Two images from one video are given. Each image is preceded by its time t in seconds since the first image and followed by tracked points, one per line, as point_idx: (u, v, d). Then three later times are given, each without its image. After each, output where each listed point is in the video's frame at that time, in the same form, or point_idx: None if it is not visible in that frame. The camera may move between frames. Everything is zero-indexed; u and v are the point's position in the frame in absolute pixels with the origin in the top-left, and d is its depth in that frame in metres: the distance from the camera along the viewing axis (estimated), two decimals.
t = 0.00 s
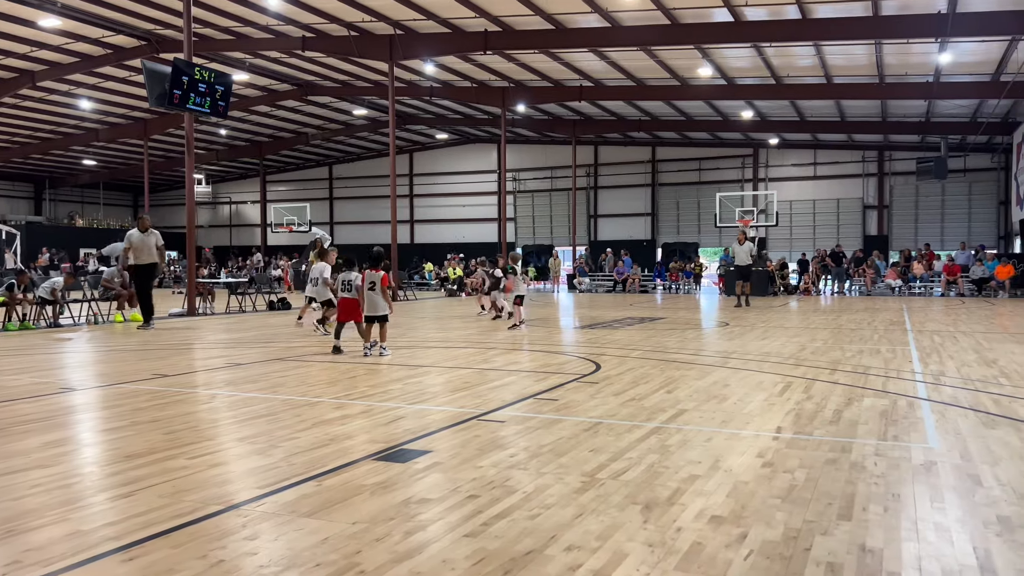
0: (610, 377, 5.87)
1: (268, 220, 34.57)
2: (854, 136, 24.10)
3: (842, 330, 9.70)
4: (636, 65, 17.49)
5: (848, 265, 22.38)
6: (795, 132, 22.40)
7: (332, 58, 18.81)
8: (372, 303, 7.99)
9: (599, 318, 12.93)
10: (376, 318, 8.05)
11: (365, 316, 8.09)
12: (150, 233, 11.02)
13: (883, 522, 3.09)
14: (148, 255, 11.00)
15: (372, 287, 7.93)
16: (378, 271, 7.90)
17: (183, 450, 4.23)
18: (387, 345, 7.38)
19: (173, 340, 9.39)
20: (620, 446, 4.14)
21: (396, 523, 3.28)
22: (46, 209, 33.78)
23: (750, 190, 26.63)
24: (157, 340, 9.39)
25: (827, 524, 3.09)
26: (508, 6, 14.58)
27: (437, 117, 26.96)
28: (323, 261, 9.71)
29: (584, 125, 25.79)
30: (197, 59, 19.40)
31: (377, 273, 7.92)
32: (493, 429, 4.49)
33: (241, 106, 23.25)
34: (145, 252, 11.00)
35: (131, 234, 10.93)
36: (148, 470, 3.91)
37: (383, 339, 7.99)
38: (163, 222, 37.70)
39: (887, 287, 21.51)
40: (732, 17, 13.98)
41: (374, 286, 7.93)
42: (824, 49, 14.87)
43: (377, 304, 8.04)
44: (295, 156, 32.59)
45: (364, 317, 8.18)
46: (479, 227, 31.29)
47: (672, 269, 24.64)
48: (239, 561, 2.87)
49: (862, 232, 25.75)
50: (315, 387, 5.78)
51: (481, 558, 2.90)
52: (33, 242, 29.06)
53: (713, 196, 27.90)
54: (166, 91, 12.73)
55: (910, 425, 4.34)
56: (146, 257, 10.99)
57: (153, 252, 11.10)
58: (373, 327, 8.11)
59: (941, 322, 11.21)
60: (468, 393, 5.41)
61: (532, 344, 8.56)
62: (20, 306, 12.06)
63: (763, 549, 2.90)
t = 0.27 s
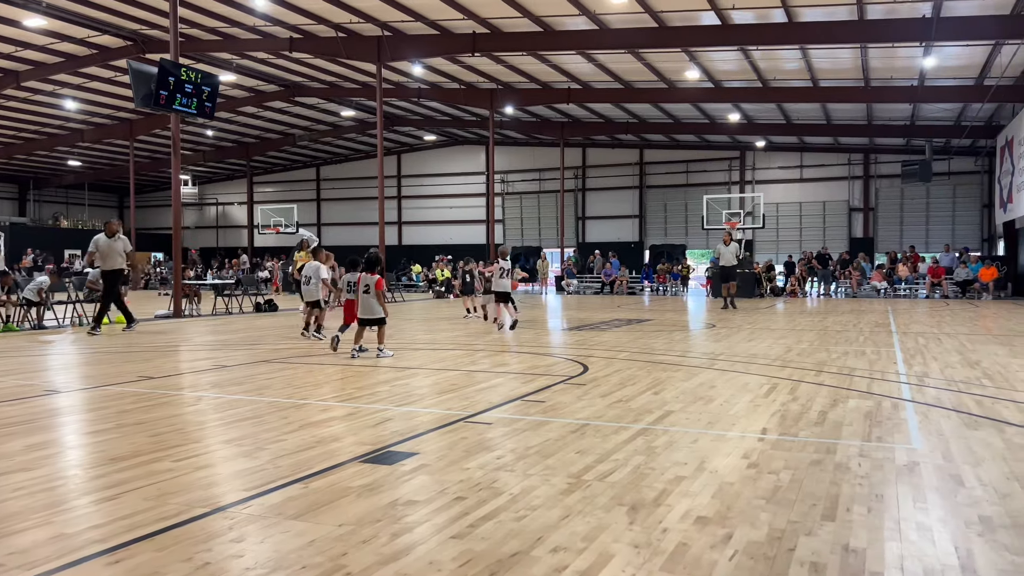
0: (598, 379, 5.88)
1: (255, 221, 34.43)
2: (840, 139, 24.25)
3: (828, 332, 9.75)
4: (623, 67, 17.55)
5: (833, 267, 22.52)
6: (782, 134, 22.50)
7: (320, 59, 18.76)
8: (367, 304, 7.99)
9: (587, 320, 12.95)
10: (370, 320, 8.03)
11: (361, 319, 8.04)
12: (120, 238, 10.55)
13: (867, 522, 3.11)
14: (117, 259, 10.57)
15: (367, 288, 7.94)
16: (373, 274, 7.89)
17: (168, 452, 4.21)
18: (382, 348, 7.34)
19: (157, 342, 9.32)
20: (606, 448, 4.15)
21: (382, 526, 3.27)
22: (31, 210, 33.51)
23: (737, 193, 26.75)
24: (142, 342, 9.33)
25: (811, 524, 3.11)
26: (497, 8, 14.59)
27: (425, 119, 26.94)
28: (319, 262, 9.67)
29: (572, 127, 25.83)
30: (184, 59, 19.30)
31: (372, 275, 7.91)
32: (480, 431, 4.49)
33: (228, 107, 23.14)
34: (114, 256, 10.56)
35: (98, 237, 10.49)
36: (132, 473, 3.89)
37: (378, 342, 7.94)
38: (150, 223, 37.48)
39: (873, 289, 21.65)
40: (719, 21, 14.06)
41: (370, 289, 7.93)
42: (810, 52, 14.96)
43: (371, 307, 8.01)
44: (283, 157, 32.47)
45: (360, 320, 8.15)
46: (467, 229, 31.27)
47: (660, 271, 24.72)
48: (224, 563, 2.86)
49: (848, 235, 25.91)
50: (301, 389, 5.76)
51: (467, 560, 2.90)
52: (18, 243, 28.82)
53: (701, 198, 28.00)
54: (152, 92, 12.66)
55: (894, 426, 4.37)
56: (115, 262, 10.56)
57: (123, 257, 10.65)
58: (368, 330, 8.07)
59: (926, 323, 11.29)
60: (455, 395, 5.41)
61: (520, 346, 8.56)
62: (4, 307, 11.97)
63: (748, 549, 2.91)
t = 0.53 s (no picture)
0: (585, 380, 5.89)
1: (241, 222, 34.29)
2: (825, 142, 24.41)
3: (814, 334, 9.81)
4: (610, 70, 17.60)
5: (819, 270, 22.68)
6: (768, 137, 22.64)
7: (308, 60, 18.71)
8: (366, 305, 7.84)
9: (574, 321, 12.98)
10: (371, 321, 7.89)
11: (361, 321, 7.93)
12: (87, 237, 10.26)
13: (850, 523, 3.13)
14: (81, 258, 10.19)
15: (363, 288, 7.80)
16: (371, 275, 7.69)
17: (154, 455, 4.18)
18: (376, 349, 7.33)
19: (142, 344, 9.25)
20: (593, 449, 4.16)
21: (369, 528, 3.26)
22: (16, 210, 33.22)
23: (724, 195, 26.88)
24: (126, 344, 9.27)
25: (796, 525, 3.13)
26: (485, 10, 14.60)
27: (412, 120, 26.92)
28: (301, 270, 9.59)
29: (560, 129, 25.86)
30: (170, 60, 19.19)
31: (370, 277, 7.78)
32: (467, 433, 4.49)
33: (213, 108, 23.05)
34: (79, 255, 10.18)
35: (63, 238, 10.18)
36: (117, 475, 3.86)
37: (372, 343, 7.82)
38: (136, 224, 37.23)
39: (858, 291, 21.79)
40: (706, 24, 14.12)
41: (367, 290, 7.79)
42: (796, 55, 15.05)
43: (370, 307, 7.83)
44: (270, 158, 32.34)
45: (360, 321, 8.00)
46: (455, 231, 31.24)
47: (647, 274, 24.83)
48: (210, 566, 2.84)
49: (834, 237, 26.09)
50: (288, 391, 5.74)
51: (453, 562, 2.90)
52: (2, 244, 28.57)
53: (688, 200, 28.11)
54: (138, 92, 12.58)
55: (878, 427, 4.40)
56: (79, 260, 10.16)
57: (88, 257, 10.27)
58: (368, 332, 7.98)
59: (910, 325, 11.38)
60: (442, 396, 5.41)
61: (508, 348, 8.57)
62: None
63: (733, 550, 2.92)
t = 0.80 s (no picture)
0: (572, 382, 5.90)
1: (227, 223, 34.11)
2: (811, 145, 24.56)
3: (799, 336, 9.87)
4: (597, 72, 17.63)
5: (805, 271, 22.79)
6: (755, 140, 22.73)
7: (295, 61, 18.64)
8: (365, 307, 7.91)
9: (561, 323, 12.99)
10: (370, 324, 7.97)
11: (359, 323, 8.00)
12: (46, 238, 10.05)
13: (833, 524, 3.15)
14: (41, 259, 10.01)
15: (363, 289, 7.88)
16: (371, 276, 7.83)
17: (138, 457, 4.16)
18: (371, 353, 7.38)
19: (125, 347, 9.18)
20: (580, 451, 4.17)
21: (355, 530, 3.26)
22: None
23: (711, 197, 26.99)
24: (110, 346, 9.20)
25: (780, 526, 3.15)
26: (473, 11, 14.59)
27: (400, 122, 26.87)
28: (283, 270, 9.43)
29: (547, 130, 25.88)
30: (156, 60, 19.08)
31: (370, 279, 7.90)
32: (454, 435, 4.49)
33: (199, 108, 22.94)
34: (37, 256, 10.00)
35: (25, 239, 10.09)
36: (101, 478, 3.83)
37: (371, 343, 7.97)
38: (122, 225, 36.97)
39: (843, 292, 21.90)
40: (692, 27, 14.18)
41: (366, 291, 7.93)
42: (782, 59, 15.14)
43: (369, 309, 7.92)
44: (257, 159, 32.19)
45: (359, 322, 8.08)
46: (442, 232, 31.20)
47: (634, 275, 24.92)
48: (194, 569, 2.83)
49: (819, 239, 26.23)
50: (274, 393, 5.71)
51: (439, 564, 2.90)
52: None
53: (675, 203, 28.21)
54: (123, 92, 12.51)
55: (861, 429, 4.44)
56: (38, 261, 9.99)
57: (48, 258, 10.07)
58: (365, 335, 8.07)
59: (894, 327, 11.46)
60: (429, 399, 5.40)
61: (495, 349, 8.57)
62: None
63: (717, 551, 2.94)
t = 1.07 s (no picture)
0: (559, 384, 5.90)
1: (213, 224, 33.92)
2: (797, 148, 24.70)
3: (786, 338, 9.91)
4: (585, 74, 17.67)
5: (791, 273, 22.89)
6: (742, 142, 22.85)
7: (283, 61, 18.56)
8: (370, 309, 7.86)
9: (549, 325, 13.00)
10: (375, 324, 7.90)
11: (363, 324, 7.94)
12: None
13: (818, 525, 3.18)
14: None
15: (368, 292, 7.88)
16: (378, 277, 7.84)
17: (123, 460, 4.13)
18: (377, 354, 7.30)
19: (109, 348, 9.10)
20: (567, 453, 4.17)
21: (342, 533, 3.25)
22: None
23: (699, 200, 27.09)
24: (94, 348, 9.11)
25: (765, 527, 3.17)
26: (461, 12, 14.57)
27: (388, 122, 26.81)
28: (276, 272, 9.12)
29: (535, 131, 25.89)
30: (142, 59, 18.95)
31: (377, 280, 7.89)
32: (441, 437, 4.49)
33: (186, 108, 22.82)
34: None
35: None
36: (85, 481, 3.80)
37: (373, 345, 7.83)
38: (107, 225, 36.68)
39: (829, 295, 22.03)
40: (681, 30, 14.22)
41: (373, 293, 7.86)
42: (770, 62, 15.22)
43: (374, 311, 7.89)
44: (244, 159, 32.04)
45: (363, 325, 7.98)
46: (431, 233, 31.17)
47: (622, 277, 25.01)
48: (180, 573, 2.82)
49: (806, 241, 26.38)
50: (260, 395, 5.68)
51: (425, 567, 2.89)
52: None
53: (662, 204, 28.30)
54: (108, 92, 12.42)
55: (846, 430, 4.47)
56: None
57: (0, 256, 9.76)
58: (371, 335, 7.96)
59: (880, 329, 11.53)
60: (417, 400, 5.39)
61: (484, 351, 8.56)
62: None
63: (703, 553, 2.95)
